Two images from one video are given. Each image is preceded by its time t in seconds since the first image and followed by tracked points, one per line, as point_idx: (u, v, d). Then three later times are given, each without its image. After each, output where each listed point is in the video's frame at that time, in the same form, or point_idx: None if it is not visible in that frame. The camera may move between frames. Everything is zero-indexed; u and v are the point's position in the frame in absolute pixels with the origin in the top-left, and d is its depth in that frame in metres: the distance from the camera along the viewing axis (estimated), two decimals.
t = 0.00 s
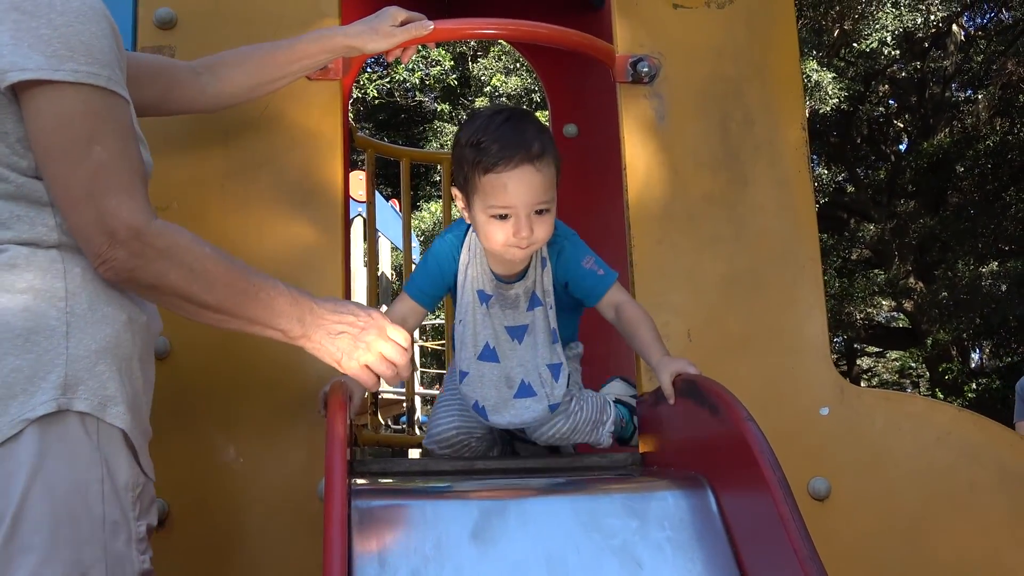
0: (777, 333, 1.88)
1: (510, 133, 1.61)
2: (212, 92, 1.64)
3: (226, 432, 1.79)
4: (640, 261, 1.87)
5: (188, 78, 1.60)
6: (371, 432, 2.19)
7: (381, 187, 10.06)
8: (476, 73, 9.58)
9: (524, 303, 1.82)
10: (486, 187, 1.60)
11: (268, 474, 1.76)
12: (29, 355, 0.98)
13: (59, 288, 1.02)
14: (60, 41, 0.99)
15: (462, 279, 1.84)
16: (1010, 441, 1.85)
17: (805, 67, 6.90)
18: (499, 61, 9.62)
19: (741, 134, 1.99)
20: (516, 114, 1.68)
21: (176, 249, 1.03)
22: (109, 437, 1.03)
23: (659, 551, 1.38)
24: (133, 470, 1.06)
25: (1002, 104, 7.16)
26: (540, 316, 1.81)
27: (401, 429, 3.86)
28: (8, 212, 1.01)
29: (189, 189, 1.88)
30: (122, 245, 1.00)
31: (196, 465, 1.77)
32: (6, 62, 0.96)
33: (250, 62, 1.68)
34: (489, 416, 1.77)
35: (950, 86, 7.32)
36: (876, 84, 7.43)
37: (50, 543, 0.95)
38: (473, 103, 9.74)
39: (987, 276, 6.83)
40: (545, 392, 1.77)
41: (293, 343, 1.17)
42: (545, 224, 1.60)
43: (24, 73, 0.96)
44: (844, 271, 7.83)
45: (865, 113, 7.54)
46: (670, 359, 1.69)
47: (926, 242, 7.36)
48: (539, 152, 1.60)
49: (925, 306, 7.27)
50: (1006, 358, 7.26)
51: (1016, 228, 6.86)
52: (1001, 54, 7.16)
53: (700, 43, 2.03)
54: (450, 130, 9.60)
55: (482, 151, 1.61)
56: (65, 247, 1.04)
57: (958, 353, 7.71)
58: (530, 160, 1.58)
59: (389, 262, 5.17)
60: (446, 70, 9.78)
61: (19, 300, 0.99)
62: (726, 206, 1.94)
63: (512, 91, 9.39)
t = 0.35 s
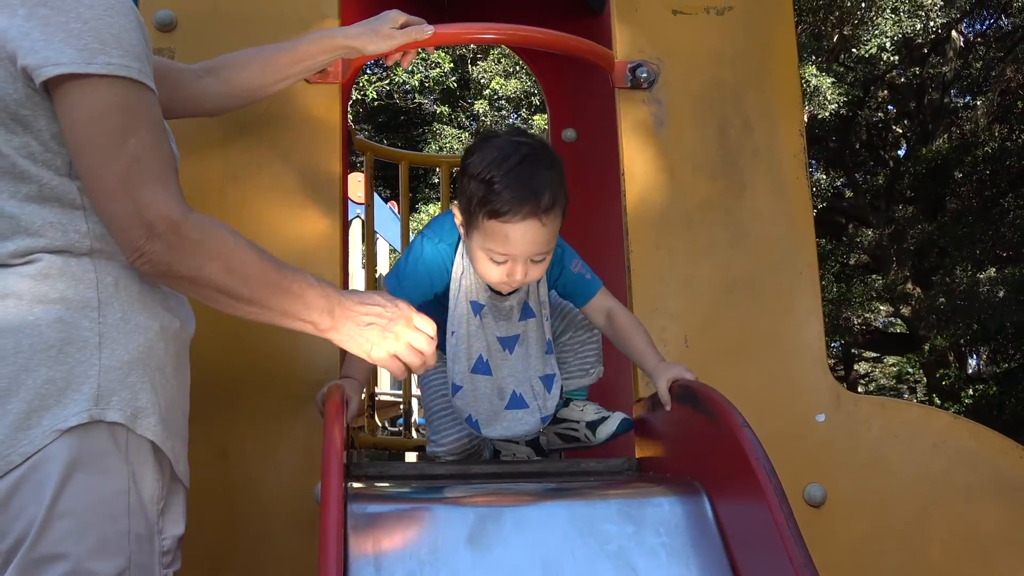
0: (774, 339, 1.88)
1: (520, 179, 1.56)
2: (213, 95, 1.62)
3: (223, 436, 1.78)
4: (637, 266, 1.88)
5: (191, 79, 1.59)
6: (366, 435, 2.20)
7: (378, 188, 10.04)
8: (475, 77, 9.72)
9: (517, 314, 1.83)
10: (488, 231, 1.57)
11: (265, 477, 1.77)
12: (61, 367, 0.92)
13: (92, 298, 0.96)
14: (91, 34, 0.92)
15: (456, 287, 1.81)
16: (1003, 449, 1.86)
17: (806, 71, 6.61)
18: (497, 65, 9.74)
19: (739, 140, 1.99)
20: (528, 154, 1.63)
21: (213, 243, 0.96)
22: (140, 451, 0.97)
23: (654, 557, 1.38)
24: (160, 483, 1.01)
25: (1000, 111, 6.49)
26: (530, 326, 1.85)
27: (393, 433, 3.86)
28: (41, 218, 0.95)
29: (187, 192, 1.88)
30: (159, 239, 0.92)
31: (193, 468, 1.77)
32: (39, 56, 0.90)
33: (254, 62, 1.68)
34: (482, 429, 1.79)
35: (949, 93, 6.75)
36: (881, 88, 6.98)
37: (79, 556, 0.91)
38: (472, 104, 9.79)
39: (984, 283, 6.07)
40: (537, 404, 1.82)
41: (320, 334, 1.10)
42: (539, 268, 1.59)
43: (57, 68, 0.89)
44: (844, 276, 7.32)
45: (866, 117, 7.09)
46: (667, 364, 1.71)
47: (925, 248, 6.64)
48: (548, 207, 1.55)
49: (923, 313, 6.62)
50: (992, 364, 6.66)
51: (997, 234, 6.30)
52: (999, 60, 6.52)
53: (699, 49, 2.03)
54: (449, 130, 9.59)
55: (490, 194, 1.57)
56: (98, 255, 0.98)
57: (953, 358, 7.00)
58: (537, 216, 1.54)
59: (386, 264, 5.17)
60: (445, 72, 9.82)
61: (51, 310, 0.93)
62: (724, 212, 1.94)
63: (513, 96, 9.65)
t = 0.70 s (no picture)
0: (772, 346, 1.88)
1: (488, 250, 1.52)
2: (217, 99, 1.56)
3: (222, 443, 1.78)
4: (636, 274, 1.88)
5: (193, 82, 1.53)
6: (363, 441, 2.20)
7: (376, 192, 10.03)
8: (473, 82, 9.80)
9: (512, 329, 1.85)
10: (460, 298, 1.58)
11: (265, 484, 1.77)
12: (88, 372, 0.92)
13: (119, 304, 0.96)
14: (128, 40, 0.91)
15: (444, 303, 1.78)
16: (1001, 456, 1.86)
17: (803, 77, 6.59)
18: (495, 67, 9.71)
19: (738, 147, 1.99)
20: (498, 220, 1.56)
21: (264, 244, 0.97)
22: (166, 457, 0.97)
23: (652, 564, 1.38)
24: (183, 489, 1.01)
25: (999, 119, 6.49)
26: (526, 341, 1.85)
27: (388, 439, 3.86)
28: (68, 224, 0.94)
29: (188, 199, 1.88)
30: (215, 240, 0.93)
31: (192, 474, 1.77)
32: (79, 64, 0.89)
33: (257, 64, 1.64)
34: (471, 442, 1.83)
35: (947, 99, 6.76)
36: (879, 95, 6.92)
37: (101, 563, 0.91)
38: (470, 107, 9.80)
39: (981, 288, 6.06)
40: (530, 416, 1.83)
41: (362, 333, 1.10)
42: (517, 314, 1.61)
43: (99, 77, 0.88)
44: (842, 283, 7.09)
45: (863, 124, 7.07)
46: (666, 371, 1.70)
47: (923, 254, 6.65)
48: (512, 278, 1.52)
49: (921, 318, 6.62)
50: (990, 371, 6.67)
51: (994, 241, 6.30)
52: (998, 69, 6.45)
53: (698, 56, 2.03)
54: (447, 133, 9.58)
55: (461, 262, 1.54)
56: (124, 261, 0.97)
57: (951, 364, 7.00)
58: (500, 289, 1.52)
59: (383, 269, 5.17)
60: (444, 75, 9.82)
61: (77, 316, 0.93)
62: (723, 219, 1.94)
63: (510, 100, 9.75)
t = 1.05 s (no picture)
0: (769, 347, 1.89)
1: (491, 220, 1.51)
2: (217, 103, 1.59)
3: (220, 441, 1.79)
4: (634, 273, 1.88)
5: (193, 87, 1.56)
6: (360, 440, 2.20)
7: (376, 190, 10.04)
8: (472, 80, 9.76)
9: (507, 317, 1.81)
10: (461, 268, 1.56)
11: (262, 482, 1.77)
12: (92, 369, 0.92)
13: (124, 300, 0.96)
14: (121, 26, 0.92)
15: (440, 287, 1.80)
16: (997, 457, 1.86)
17: (801, 77, 6.57)
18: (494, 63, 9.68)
19: (736, 147, 2.00)
20: (505, 190, 1.55)
21: (230, 244, 0.94)
22: (170, 456, 0.97)
23: (650, 563, 1.38)
24: (187, 487, 1.01)
25: (999, 119, 6.50)
26: (523, 331, 1.83)
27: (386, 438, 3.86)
28: (71, 219, 0.95)
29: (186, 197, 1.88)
30: (176, 235, 0.90)
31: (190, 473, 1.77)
32: (72, 50, 0.89)
33: (254, 70, 1.65)
34: (472, 424, 1.88)
35: (946, 99, 6.74)
36: (877, 95, 6.91)
37: (102, 561, 0.91)
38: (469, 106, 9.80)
39: (980, 288, 6.03)
40: (527, 404, 1.85)
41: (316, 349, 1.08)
42: (515, 293, 1.60)
43: (92, 60, 0.88)
44: (840, 282, 7.12)
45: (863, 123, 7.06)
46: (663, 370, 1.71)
47: (920, 255, 6.63)
48: (516, 246, 1.51)
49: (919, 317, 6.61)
50: (988, 371, 6.63)
51: (993, 241, 6.29)
52: (996, 69, 6.44)
53: (697, 56, 2.03)
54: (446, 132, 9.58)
55: (461, 234, 1.52)
56: (128, 257, 0.97)
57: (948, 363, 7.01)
58: (503, 257, 1.51)
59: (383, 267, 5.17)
60: (443, 74, 9.82)
61: (82, 312, 0.93)
62: (721, 219, 1.95)
63: (508, 98, 9.73)
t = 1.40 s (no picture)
0: (768, 338, 1.89)
1: (473, 194, 1.53)
2: (218, 99, 1.60)
3: (219, 431, 1.79)
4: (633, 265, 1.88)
5: (196, 83, 1.56)
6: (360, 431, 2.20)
7: (376, 185, 10.06)
8: (472, 75, 9.75)
9: (506, 307, 1.81)
10: (449, 248, 1.55)
11: (261, 473, 1.77)
12: (85, 359, 0.92)
13: (117, 289, 0.95)
14: (115, 15, 0.91)
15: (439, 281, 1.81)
16: (996, 448, 1.86)
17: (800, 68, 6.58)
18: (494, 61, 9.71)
19: (735, 138, 2.00)
20: (488, 165, 1.58)
21: (226, 234, 0.94)
22: (165, 445, 0.97)
23: (649, 554, 1.38)
24: (184, 477, 1.00)
25: (998, 112, 6.37)
26: (521, 316, 1.80)
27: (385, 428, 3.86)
28: (66, 208, 0.94)
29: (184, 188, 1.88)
30: (171, 225, 0.90)
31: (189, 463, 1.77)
32: (62, 39, 0.89)
33: (253, 64, 1.67)
34: (464, 414, 1.74)
35: (945, 92, 6.72)
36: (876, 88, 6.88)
37: (97, 551, 0.91)
38: (468, 99, 9.79)
39: (978, 281, 6.09)
40: (525, 389, 1.76)
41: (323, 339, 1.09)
42: (508, 275, 1.57)
43: (82, 49, 0.88)
44: (840, 275, 7.11)
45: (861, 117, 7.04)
46: (663, 361, 1.71)
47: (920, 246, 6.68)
48: (500, 217, 1.52)
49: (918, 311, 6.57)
50: (986, 364, 6.65)
51: (993, 233, 6.35)
52: (995, 60, 6.40)
53: (696, 48, 2.04)
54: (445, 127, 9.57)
55: (446, 210, 1.54)
56: (123, 245, 0.96)
57: (947, 356, 7.00)
58: (487, 228, 1.51)
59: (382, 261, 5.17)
60: (442, 69, 9.80)
61: (75, 301, 0.93)
62: (719, 211, 1.95)
63: (507, 91, 9.69)
